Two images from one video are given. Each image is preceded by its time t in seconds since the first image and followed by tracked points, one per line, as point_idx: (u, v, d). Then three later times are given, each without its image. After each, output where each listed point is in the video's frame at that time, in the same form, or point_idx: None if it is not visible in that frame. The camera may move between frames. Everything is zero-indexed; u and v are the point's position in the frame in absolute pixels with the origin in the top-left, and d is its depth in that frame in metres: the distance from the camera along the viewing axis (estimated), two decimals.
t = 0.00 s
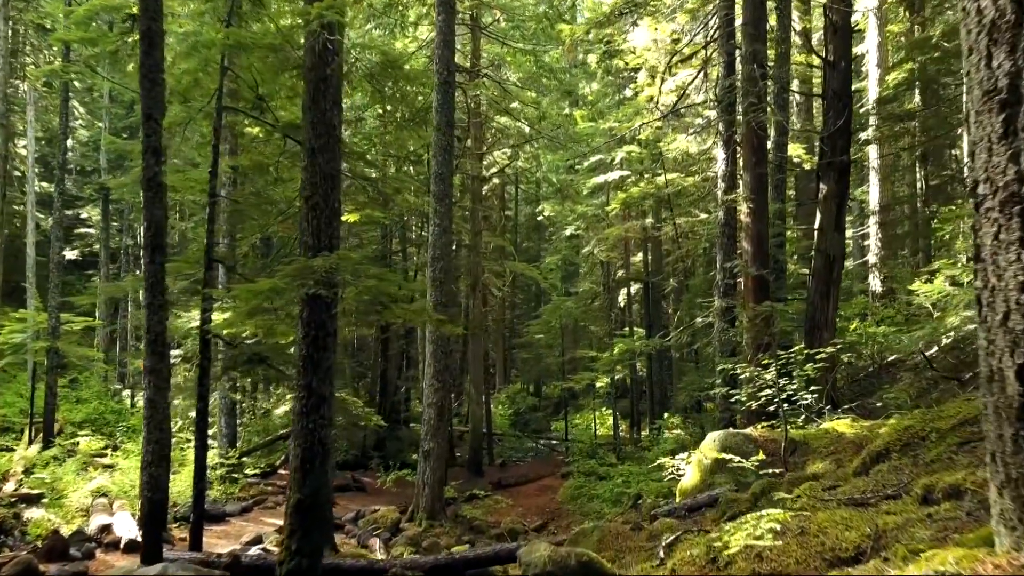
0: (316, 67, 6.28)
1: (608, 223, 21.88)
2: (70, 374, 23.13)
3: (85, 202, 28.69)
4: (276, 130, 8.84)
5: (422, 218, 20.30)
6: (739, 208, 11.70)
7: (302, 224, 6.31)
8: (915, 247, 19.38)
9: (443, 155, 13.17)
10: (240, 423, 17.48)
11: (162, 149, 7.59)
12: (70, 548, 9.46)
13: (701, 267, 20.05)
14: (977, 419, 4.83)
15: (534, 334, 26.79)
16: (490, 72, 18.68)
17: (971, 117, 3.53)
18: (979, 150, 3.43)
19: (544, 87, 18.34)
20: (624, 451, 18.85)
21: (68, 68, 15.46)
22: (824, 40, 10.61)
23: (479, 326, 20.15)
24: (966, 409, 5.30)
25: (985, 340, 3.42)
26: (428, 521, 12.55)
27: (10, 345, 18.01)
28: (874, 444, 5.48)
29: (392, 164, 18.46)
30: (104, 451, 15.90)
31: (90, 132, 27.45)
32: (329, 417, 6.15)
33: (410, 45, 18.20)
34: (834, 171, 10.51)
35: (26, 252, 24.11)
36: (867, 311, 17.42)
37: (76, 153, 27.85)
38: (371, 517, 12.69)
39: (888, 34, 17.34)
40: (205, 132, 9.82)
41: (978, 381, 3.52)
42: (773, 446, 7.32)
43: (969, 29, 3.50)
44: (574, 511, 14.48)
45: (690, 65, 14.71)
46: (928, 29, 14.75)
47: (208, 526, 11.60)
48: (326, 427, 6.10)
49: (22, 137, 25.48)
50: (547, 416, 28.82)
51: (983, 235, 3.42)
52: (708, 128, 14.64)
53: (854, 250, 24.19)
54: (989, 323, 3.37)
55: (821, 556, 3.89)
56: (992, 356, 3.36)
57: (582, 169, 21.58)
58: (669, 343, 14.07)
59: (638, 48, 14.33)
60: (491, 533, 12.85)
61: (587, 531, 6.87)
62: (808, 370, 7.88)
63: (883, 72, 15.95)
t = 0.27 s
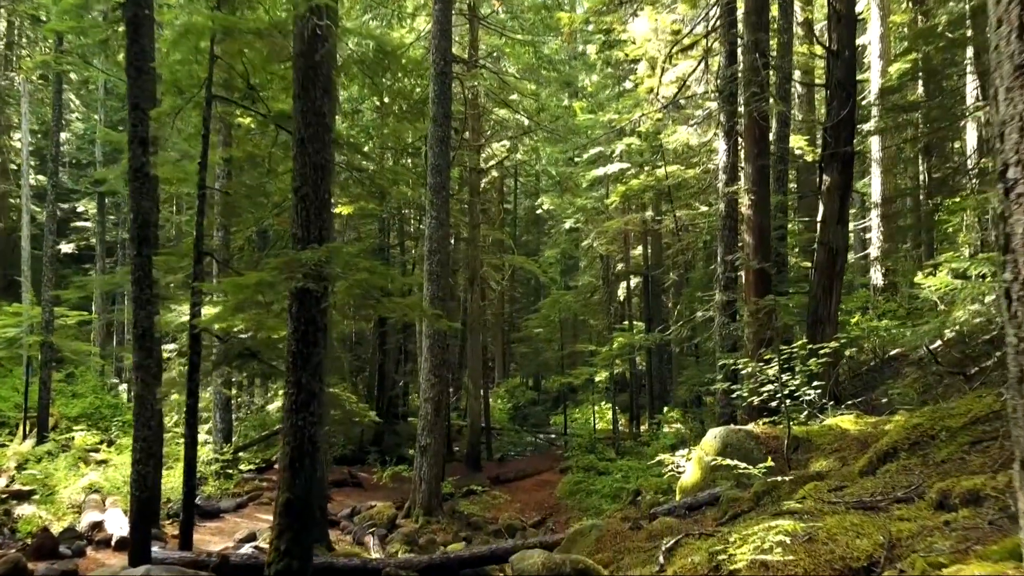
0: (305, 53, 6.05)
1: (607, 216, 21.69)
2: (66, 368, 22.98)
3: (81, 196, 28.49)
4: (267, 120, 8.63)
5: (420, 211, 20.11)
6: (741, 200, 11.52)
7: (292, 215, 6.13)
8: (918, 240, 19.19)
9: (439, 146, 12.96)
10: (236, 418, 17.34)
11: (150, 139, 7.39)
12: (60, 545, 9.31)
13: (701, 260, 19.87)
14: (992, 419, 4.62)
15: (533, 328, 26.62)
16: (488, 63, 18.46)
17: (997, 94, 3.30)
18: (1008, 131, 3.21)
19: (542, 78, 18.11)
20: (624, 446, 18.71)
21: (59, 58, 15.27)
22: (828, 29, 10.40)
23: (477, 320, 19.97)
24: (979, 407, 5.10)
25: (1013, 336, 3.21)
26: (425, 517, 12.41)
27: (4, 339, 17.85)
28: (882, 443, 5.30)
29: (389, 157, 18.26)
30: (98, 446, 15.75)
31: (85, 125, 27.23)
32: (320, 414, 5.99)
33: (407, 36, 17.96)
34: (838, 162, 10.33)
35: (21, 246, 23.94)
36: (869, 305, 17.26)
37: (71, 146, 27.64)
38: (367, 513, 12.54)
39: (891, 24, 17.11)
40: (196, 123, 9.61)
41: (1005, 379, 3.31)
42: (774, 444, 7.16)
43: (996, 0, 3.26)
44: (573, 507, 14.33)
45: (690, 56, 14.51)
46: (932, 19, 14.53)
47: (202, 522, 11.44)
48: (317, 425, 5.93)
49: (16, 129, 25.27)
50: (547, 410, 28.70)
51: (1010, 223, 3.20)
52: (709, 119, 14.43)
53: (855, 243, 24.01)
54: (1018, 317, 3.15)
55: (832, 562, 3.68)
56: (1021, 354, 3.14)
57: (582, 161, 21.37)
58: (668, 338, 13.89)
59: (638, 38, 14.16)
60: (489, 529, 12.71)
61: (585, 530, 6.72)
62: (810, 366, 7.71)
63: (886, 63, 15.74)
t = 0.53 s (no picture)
0: (294, 38, 5.86)
1: (607, 207, 21.52)
2: (63, 360, 22.87)
3: (78, 187, 28.33)
4: (259, 109, 8.44)
5: (418, 203, 19.93)
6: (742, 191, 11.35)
7: (283, 205, 5.98)
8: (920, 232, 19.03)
9: (436, 136, 12.77)
10: (233, 410, 17.24)
11: (138, 127, 7.22)
12: (52, 541, 9.19)
13: (701, 252, 19.72)
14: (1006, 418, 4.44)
15: (532, 320, 26.50)
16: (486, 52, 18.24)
17: None
18: None
19: (541, 68, 17.90)
20: (623, 438, 18.62)
21: (51, 47, 15.09)
22: (832, 16, 10.19)
23: (476, 313, 19.83)
24: (990, 404, 4.93)
25: None
26: (422, 511, 12.30)
27: None
28: (888, 440, 5.16)
29: (386, 148, 18.07)
30: (93, 439, 15.65)
31: (81, 115, 27.04)
32: (312, 410, 5.85)
33: (404, 25, 17.74)
34: (841, 152, 10.17)
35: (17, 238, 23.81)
36: (871, 297, 17.12)
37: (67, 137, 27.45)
38: (363, 507, 12.42)
39: (894, 12, 16.89)
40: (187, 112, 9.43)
41: None
42: (777, 439, 7.03)
43: None
44: (572, 501, 14.23)
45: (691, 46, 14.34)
46: (937, 7, 14.32)
47: (196, 516, 11.33)
48: (308, 420, 5.79)
49: (11, 120, 25.07)
50: (546, 402, 28.62)
51: None
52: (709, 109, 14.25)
53: (857, 235, 23.83)
54: None
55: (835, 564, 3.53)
56: None
57: (581, 152, 21.18)
58: (668, 330, 13.76)
59: (639, 28, 14.11)
60: (486, 523, 12.60)
61: (583, 527, 6.60)
62: (813, 359, 7.57)
63: (889, 52, 15.52)
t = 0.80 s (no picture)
0: (283, 22, 5.68)
1: (606, 197, 21.33)
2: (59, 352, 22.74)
3: (74, 177, 28.12)
4: (250, 96, 8.26)
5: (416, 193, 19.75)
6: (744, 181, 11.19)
7: (272, 193, 5.83)
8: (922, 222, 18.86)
9: (433, 125, 12.58)
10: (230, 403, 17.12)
11: (125, 115, 7.04)
12: (42, 536, 9.02)
13: (702, 243, 19.55)
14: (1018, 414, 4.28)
15: (531, 311, 26.35)
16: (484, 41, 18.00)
17: None
18: None
19: (540, 56, 17.69)
20: (622, 430, 18.52)
21: (43, 35, 14.88)
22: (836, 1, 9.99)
23: (474, 304, 19.68)
24: (1000, 399, 4.77)
25: None
26: (419, 504, 12.18)
27: None
28: (894, 435, 5.02)
29: (383, 137, 17.87)
30: (88, 431, 15.54)
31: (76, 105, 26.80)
32: (302, 403, 5.71)
33: (401, 12, 17.51)
34: (844, 140, 9.99)
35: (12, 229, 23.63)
36: (872, 288, 16.97)
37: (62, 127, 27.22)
38: (360, 500, 12.31)
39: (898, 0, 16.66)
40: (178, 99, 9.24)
41: None
42: (778, 433, 6.89)
43: None
44: (570, 493, 14.12)
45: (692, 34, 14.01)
46: None
47: (191, 510, 11.21)
48: (298, 414, 5.65)
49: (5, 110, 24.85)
50: (545, 393, 28.52)
51: None
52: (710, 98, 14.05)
53: (858, 225, 23.67)
54: None
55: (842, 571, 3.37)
56: None
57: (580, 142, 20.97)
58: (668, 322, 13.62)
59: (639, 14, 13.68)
60: (484, 516, 12.49)
61: (581, 523, 6.48)
62: (815, 351, 7.43)
63: (893, 40, 15.30)
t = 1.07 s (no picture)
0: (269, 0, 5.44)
1: (606, 186, 21.09)
2: (55, 342, 22.56)
3: (69, 165, 27.85)
4: (239, 80, 8.03)
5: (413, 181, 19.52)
6: (745, 168, 10.98)
7: (259, 179, 5.63)
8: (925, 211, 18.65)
9: (429, 111, 12.35)
10: (226, 393, 16.95)
11: (108, 98, 6.82)
12: (31, 529, 8.86)
13: (702, 232, 19.34)
14: None
15: (531, 301, 26.18)
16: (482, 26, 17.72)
17: None
18: None
19: (539, 42, 17.41)
20: (622, 420, 18.38)
21: (32, 20, 14.61)
22: None
23: (473, 293, 19.49)
24: (1015, 393, 4.59)
25: None
26: (415, 496, 12.04)
27: None
28: (902, 431, 4.85)
29: (380, 124, 17.62)
30: (82, 421, 15.39)
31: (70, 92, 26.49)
32: (291, 396, 5.54)
33: None
34: (848, 126, 9.77)
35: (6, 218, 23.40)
36: (874, 277, 16.77)
37: (57, 114, 26.94)
38: (356, 492, 12.16)
39: None
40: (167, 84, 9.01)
41: None
42: (781, 426, 6.73)
43: None
44: (569, 484, 13.99)
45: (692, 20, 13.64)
46: None
47: (184, 502, 11.06)
48: (286, 408, 5.48)
49: None
50: (544, 383, 28.38)
51: None
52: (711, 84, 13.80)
53: (860, 214, 23.45)
54: None
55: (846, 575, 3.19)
56: None
57: (580, 129, 20.72)
58: (667, 312, 13.43)
59: None
60: (482, 508, 12.36)
61: (578, 518, 6.33)
62: (818, 342, 7.25)
63: (896, 26, 15.04)
